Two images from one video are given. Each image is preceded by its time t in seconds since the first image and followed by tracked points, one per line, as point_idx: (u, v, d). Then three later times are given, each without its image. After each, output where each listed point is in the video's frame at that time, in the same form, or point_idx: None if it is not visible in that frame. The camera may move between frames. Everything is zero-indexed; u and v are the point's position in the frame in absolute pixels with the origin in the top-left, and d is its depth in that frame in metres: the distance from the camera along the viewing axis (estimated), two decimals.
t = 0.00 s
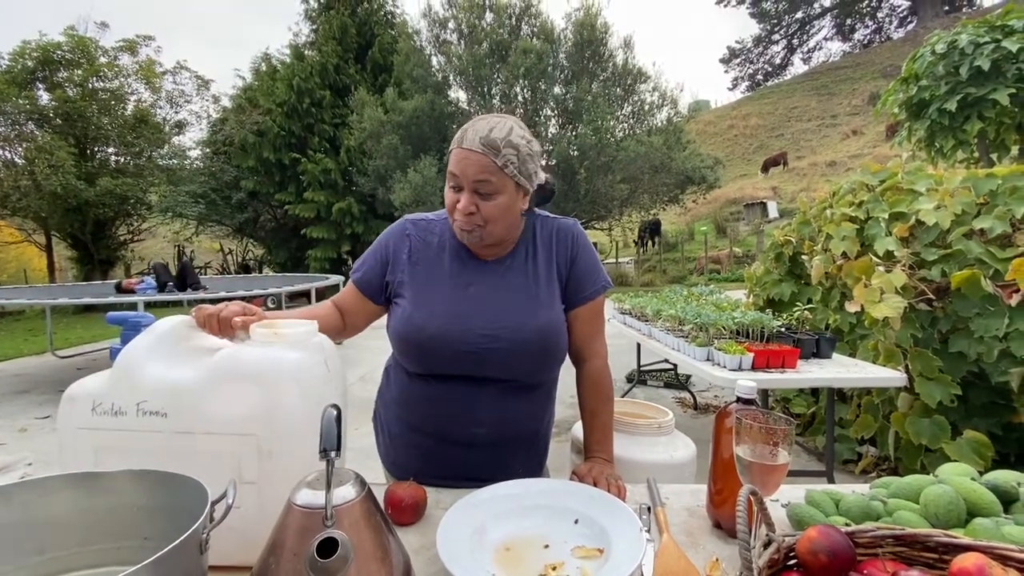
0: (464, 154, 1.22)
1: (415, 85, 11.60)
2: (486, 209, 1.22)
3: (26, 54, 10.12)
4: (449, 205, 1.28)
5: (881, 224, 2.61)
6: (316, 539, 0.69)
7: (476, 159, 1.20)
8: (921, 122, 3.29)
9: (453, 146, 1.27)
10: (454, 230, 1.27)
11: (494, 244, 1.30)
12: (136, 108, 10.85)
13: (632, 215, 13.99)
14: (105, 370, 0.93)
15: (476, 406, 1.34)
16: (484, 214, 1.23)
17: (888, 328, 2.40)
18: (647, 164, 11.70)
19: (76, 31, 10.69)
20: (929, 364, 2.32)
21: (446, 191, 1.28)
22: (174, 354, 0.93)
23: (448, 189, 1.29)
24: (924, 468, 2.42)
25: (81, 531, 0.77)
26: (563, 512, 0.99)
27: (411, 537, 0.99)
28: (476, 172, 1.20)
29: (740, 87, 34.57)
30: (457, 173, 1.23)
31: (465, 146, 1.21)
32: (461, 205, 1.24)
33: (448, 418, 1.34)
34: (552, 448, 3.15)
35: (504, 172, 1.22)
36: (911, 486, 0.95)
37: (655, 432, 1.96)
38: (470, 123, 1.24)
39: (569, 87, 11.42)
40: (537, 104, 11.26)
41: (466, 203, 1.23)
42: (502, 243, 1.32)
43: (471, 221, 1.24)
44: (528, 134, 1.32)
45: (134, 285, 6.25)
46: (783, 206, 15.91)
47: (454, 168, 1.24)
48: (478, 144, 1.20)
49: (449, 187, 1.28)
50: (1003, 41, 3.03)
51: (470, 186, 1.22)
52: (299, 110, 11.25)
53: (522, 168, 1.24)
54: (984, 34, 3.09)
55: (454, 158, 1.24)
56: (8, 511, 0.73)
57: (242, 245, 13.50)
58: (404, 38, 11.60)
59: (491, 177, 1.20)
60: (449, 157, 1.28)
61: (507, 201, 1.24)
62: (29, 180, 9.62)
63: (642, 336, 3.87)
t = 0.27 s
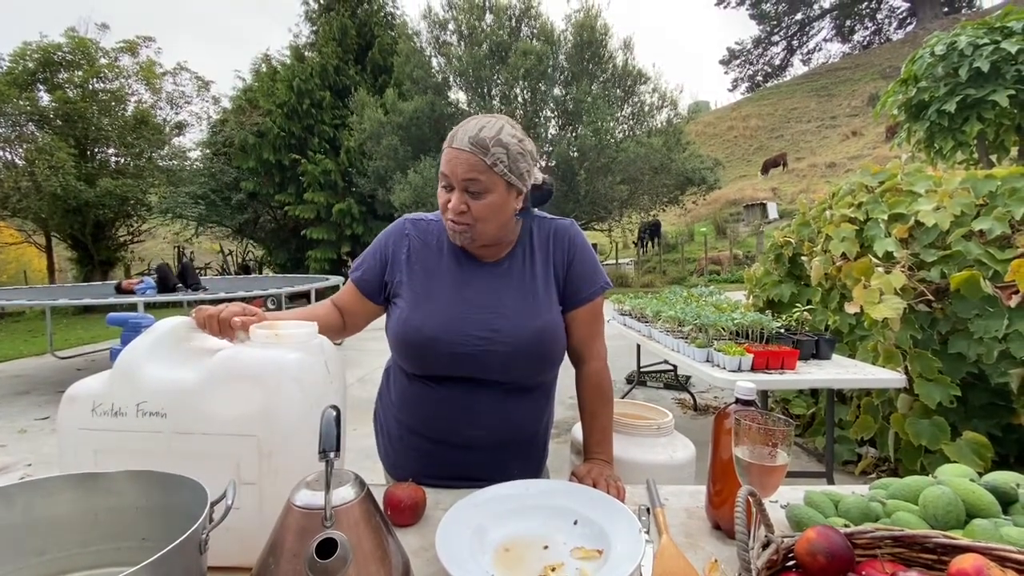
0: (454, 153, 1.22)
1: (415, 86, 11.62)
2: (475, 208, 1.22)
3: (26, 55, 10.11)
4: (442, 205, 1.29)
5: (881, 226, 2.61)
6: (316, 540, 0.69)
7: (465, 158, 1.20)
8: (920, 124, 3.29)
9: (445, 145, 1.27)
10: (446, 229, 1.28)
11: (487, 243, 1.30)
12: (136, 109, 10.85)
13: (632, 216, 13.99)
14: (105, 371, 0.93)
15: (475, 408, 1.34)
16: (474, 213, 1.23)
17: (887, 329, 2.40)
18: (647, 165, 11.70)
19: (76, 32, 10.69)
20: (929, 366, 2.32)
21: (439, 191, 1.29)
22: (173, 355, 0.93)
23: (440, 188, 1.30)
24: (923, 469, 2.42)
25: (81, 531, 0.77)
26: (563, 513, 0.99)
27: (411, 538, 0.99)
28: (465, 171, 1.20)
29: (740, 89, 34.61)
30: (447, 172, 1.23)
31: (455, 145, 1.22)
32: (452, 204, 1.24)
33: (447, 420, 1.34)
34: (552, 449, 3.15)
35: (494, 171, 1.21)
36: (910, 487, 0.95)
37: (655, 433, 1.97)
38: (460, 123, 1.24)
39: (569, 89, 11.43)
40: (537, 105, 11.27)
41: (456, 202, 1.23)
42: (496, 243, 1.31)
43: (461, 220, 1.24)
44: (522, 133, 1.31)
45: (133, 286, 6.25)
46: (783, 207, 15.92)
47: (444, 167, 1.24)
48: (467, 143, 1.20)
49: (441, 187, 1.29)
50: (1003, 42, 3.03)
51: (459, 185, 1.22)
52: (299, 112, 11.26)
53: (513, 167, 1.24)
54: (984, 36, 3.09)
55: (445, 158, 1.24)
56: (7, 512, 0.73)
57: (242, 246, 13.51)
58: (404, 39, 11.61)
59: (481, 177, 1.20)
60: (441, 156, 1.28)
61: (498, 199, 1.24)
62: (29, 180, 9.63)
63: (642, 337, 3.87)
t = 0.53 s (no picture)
0: (453, 157, 1.22)
1: (415, 88, 11.64)
2: (477, 212, 1.22)
3: (27, 57, 10.12)
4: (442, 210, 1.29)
5: (880, 227, 2.61)
6: (315, 542, 0.70)
7: (464, 163, 1.20)
8: (920, 125, 3.29)
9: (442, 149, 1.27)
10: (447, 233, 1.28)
11: (488, 247, 1.31)
12: (136, 110, 10.86)
13: (632, 218, 14.00)
14: (105, 372, 0.94)
15: (474, 410, 1.34)
16: (475, 217, 1.23)
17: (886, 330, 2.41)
18: (647, 167, 11.71)
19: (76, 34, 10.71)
20: (929, 367, 2.32)
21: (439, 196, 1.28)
22: (174, 357, 0.94)
23: (440, 193, 1.30)
24: (923, 471, 2.42)
25: (81, 533, 0.77)
26: (562, 513, 0.99)
27: (411, 539, 0.99)
28: (465, 176, 1.20)
29: (740, 90, 34.63)
30: (447, 177, 1.23)
31: (454, 149, 1.22)
32: (452, 208, 1.24)
33: (446, 421, 1.34)
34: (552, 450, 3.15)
35: (494, 175, 1.21)
36: (908, 489, 0.95)
37: (654, 434, 1.97)
38: (458, 127, 1.24)
39: (568, 90, 11.45)
40: (537, 107, 11.28)
41: (457, 207, 1.23)
42: (496, 246, 1.32)
43: (462, 224, 1.24)
44: (519, 134, 1.31)
45: (132, 287, 6.25)
46: (783, 209, 15.92)
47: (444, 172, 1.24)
48: (466, 147, 1.20)
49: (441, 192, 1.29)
50: (1001, 44, 3.04)
51: (460, 189, 1.22)
52: (299, 113, 11.27)
53: (512, 169, 1.24)
54: (982, 38, 3.10)
55: (444, 162, 1.24)
56: (6, 513, 0.73)
57: (242, 247, 13.52)
58: (404, 41, 11.63)
59: (481, 180, 1.20)
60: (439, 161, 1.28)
61: (498, 203, 1.24)
62: (29, 182, 9.65)
63: (642, 338, 3.87)
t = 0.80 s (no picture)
0: (461, 162, 1.20)
1: (415, 89, 11.66)
2: (489, 215, 1.22)
3: (28, 59, 10.13)
4: (448, 215, 1.27)
5: (879, 228, 2.62)
6: (313, 544, 0.70)
7: (474, 167, 1.19)
8: (919, 126, 3.30)
9: (444, 154, 1.25)
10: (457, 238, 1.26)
11: (494, 249, 1.31)
12: (137, 112, 10.88)
13: (632, 219, 14.00)
14: (103, 374, 0.94)
15: (473, 413, 1.34)
16: (487, 221, 1.23)
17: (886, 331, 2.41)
18: (646, 168, 11.71)
19: (77, 37, 10.73)
20: (929, 368, 2.32)
21: (445, 201, 1.26)
22: (173, 359, 0.94)
23: (444, 197, 1.28)
24: (923, 472, 2.42)
25: (79, 534, 0.77)
26: (560, 515, 0.99)
27: (409, 541, 0.99)
28: (476, 180, 1.20)
29: (740, 92, 34.66)
30: (456, 182, 1.22)
31: (461, 154, 1.20)
32: (462, 214, 1.23)
33: (445, 423, 1.34)
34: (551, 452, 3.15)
35: (502, 177, 1.22)
36: (907, 490, 0.95)
37: (654, 435, 1.97)
38: (461, 130, 1.22)
39: (568, 92, 11.46)
40: (537, 108, 11.29)
41: (468, 212, 1.22)
42: (500, 249, 1.32)
43: (474, 228, 1.24)
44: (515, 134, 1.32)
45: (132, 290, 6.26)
46: (783, 210, 15.93)
47: (451, 176, 1.22)
48: (475, 151, 1.19)
49: (446, 197, 1.26)
50: (1001, 45, 3.04)
51: (470, 195, 1.21)
52: (299, 115, 11.28)
53: (517, 170, 1.25)
54: (981, 39, 3.11)
55: (450, 168, 1.22)
56: (5, 516, 0.73)
57: (242, 249, 13.53)
58: (404, 43, 11.65)
59: (491, 184, 1.20)
60: (441, 166, 1.26)
61: (506, 205, 1.25)
62: (29, 184, 9.67)
63: (642, 340, 3.87)
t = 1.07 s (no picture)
0: (485, 167, 1.20)
1: (415, 92, 11.69)
2: (514, 217, 1.24)
3: (28, 62, 10.15)
4: (467, 223, 1.24)
5: (880, 230, 2.62)
6: (311, 548, 0.70)
7: (498, 171, 1.21)
8: (919, 128, 3.30)
9: (460, 160, 1.22)
10: (481, 244, 1.25)
11: (506, 252, 1.32)
12: (138, 115, 10.90)
13: (632, 221, 13.99)
14: (101, 378, 0.94)
15: (473, 416, 1.33)
16: (512, 223, 1.24)
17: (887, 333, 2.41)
18: (646, 169, 11.71)
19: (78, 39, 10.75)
20: (929, 369, 2.31)
21: (465, 209, 1.23)
22: (171, 362, 0.94)
23: (458, 204, 1.25)
24: (924, 474, 2.41)
25: (76, 538, 0.77)
26: (560, 519, 0.98)
27: (408, 545, 0.99)
28: (501, 184, 1.21)
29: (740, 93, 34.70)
30: (479, 188, 1.20)
31: (483, 159, 1.20)
32: (487, 219, 1.22)
33: (444, 426, 1.34)
34: (551, 454, 3.14)
35: (520, 179, 1.25)
36: (908, 493, 0.95)
37: (654, 438, 1.96)
38: (475, 135, 1.22)
39: (568, 94, 11.47)
40: (537, 110, 11.29)
41: (494, 217, 1.22)
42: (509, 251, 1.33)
43: (498, 233, 1.23)
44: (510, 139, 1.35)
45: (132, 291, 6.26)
46: (783, 211, 15.93)
47: (473, 182, 1.20)
48: (496, 155, 1.21)
49: (463, 204, 1.24)
50: (1000, 47, 3.05)
51: (495, 199, 1.22)
52: (300, 117, 11.29)
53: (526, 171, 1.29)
54: (981, 41, 3.11)
55: (470, 173, 1.21)
56: (3, 519, 0.73)
57: (242, 251, 13.53)
58: (404, 45, 11.67)
59: (514, 186, 1.22)
60: (457, 172, 1.23)
61: (523, 207, 1.27)
62: (30, 186, 9.69)
63: (642, 341, 3.87)
